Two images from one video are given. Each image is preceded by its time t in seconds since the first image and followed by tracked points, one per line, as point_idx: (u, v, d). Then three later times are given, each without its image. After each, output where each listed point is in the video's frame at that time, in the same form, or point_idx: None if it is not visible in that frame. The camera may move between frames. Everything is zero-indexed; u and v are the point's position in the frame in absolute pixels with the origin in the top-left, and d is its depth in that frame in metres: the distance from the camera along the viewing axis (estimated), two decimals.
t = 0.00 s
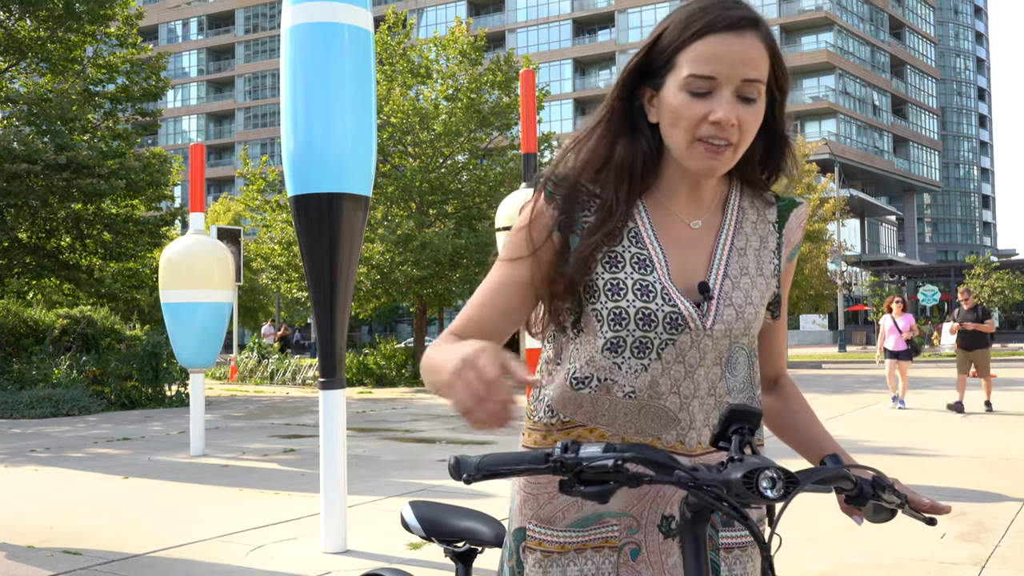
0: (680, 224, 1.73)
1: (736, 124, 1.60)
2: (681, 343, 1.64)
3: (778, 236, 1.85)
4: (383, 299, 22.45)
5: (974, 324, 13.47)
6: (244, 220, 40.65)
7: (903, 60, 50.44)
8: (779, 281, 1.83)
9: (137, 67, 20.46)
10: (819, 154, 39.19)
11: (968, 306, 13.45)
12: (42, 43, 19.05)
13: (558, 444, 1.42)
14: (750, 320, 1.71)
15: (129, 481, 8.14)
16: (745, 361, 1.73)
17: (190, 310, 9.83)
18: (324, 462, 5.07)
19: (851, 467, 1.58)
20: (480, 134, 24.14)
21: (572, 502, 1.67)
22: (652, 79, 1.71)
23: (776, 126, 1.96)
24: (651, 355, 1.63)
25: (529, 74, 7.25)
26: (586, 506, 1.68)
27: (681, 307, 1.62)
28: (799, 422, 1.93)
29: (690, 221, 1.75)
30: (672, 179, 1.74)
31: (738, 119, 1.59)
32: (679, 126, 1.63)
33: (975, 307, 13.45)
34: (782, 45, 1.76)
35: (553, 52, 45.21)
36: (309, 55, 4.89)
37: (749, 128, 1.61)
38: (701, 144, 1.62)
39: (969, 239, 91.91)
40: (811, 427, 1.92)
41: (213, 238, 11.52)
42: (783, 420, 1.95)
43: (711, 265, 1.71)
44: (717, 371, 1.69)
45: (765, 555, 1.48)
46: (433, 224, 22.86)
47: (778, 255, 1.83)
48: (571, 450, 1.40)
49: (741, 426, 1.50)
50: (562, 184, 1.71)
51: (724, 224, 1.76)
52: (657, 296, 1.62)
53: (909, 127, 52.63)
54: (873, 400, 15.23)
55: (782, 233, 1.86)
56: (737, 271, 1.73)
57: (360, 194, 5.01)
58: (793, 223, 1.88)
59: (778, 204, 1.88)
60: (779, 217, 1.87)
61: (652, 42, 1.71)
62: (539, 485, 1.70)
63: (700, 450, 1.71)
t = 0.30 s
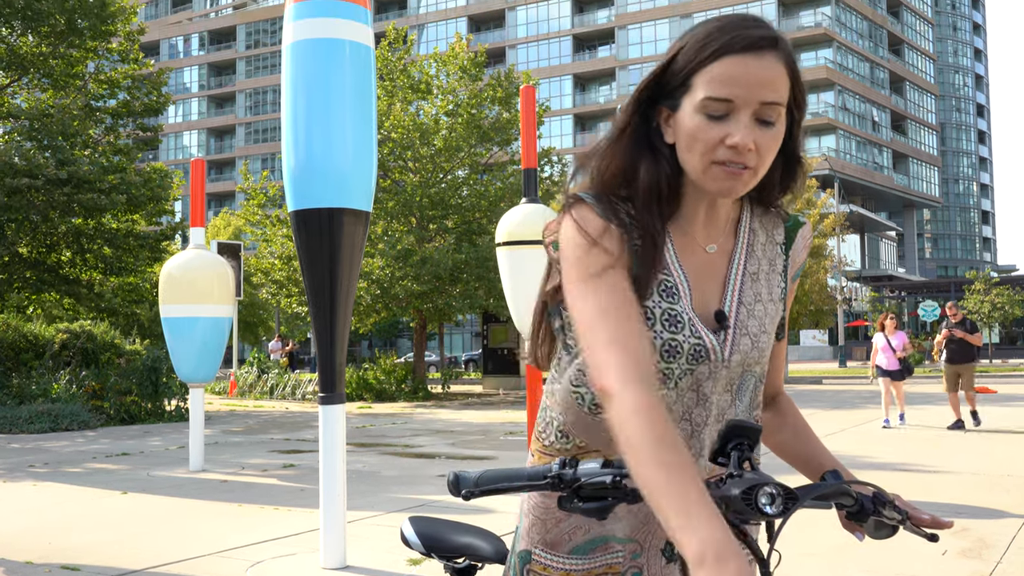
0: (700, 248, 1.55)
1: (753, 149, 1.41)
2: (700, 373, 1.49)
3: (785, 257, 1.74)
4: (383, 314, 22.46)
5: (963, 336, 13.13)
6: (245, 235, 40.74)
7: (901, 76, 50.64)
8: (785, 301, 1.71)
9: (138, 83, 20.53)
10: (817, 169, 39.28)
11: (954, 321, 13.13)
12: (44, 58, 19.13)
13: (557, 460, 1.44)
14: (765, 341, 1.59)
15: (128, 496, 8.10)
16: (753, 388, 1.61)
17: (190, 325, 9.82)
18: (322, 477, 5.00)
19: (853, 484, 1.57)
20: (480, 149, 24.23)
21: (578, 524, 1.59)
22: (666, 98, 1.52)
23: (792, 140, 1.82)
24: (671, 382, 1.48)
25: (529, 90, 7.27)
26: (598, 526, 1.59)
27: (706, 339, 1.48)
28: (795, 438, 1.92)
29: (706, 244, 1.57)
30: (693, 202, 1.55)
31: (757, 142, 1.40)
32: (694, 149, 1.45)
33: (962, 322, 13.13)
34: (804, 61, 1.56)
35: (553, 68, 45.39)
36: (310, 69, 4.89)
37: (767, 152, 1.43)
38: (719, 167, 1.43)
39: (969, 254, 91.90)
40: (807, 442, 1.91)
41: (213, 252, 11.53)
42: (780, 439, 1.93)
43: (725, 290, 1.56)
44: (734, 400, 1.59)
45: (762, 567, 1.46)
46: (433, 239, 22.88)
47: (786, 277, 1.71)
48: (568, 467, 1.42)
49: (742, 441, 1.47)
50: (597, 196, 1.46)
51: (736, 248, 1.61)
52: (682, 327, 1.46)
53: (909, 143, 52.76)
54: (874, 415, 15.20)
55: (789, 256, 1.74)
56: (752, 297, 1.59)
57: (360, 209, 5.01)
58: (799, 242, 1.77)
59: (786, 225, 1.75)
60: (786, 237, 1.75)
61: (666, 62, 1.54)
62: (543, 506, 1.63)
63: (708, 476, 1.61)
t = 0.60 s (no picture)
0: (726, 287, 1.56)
1: (796, 187, 1.41)
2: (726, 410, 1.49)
3: (800, 283, 1.75)
4: (382, 322, 22.46)
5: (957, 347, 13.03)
6: (244, 243, 40.77)
7: (901, 86, 50.74)
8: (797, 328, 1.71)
9: (138, 92, 20.54)
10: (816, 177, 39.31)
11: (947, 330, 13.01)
12: (44, 67, 19.14)
13: (556, 470, 1.43)
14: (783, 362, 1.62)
15: (126, 505, 8.08)
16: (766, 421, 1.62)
17: (190, 333, 9.81)
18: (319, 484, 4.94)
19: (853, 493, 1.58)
20: (480, 157, 24.26)
21: (594, 542, 1.54)
22: (704, 129, 1.49)
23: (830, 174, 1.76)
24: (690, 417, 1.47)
25: (529, 98, 7.27)
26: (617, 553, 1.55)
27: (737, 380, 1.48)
28: (793, 448, 1.90)
29: (731, 278, 1.57)
30: (731, 235, 1.53)
31: (798, 181, 1.40)
32: (735, 187, 1.43)
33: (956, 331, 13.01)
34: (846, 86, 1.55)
35: (553, 76, 45.48)
36: (312, 62, 4.13)
37: (810, 189, 1.43)
38: (758, 207, 1.42)
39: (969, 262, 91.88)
40: (805, 452, 1.90)
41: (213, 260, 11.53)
42: (774, 448, 1.92)
43: (747, 326, 1.57)
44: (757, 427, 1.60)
45: None
46: (433, 247, 22.87)
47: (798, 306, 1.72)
48: (568, 476, 1.42)
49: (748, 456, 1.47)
50: (649, 239, 1.40)
51: (757, 283, 1.61)
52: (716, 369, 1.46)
53: (908, 151, 52.82)
54: (874, 424, 15.16)
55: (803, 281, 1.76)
56: (773, 331, 1.60)
57: (362, 217, 4.26)
58: (811, 263, 1.78)
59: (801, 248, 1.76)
60: (802, 260, 1.76)
61: (702, 89, 1.50)
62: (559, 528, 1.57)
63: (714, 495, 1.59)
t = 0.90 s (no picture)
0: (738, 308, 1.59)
1: (816, 219, 1.42)
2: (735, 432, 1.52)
3: (810, 297, 1.78)
4: (382, 326, 22.46)
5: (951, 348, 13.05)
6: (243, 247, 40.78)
7: (900, 90, 50.80)
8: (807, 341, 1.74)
9: (139, 95, 20.56)
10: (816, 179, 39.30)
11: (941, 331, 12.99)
12: (44, 72, 19.14)
13: (556, 472, 1.44)
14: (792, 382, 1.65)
15: (126, 508, 8.07)
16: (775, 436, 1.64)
17: (190, 337, 9.82)
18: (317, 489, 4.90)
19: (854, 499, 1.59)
20: (480, 161, 24.28)
21: (601, 551, 1.55)
22: (726, 153, 1.50)
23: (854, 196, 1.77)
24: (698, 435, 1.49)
25: (529, 102, 7.28)
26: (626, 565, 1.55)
27: (746, 407, 1.50)
28: (792, 452, 1.91)
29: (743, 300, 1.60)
30: (748, 259, 1.55)
31: (819, 214, 1.41)
32: (753, 214, 1.46)
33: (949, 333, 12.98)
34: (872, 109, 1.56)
35: (553, 81, 45.54)
36: (311, 60, 3.85)
37: (830, 218, 1.45)
38: (777, 235, 1.45)
39: (969, 266, 91.69)
40: (803, 454, 1.91)
41: (212, 264, 11.52)
42: (775, 452, 1.92)
43: (757, 348, 1.60)
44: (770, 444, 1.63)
45: None
46: (433, 251, 22.89)
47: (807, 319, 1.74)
48: (567, 479, 1.42)
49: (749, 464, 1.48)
50: (668, 264, 1.41)
51: (771, 303, 1.63)
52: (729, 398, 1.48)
53: (907, 156, 52.86)
54: (874, 428, 15.15)
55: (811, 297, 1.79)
56: (783, 351, 1.62)
57: (362, 221, 3.97)
58: (823, 276, 1.81)
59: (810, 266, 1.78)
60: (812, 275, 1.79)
61: (727, 110, 1.50)
62: (569, 536, 1.57)
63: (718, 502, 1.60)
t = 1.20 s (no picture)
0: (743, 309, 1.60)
1: (819, 222, 1.44)
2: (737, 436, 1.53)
3: (814, 299, 1.78)
4: (382, 328, 22.47)
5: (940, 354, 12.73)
6: (243, 249, 40.81)
7: (899, 93, 50.83)
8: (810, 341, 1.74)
9: (139, 98, 20.58)
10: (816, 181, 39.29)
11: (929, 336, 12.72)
12: (45, 74, 19.19)
13: (556, 475, 1.45)
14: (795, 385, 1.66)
15: (126, 510, 8.07)
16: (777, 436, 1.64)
17: (189, 339, 9.82)
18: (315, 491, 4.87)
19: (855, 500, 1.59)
20: (480, 163, 24.29)
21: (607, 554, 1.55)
22: (729, 155, 1.51)
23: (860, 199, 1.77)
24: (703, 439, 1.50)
25: (529, 104, 7.28)
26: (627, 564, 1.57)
27: (748, 409, 1.51)
28: (792, 452, 1.92)
29: (747, 303, 1.61)
30: (751, 261, 1.56)
31: (823, 217, 1.43)
32: (756, 216, 1.47)
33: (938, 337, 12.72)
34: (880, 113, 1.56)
35: (553, 83, 45.59)
36: (310, 62, 3.85)
37: (835, 221, 1.46)
38: (779, 237, 1.46)
39: (969, 268, 91.64)
40: (804, 456, 1.92)
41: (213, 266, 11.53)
42: (776, 454, 1.93)
43: (761, 351, 1.60)
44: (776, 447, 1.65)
45: None
46: (433, 253, 22.93)
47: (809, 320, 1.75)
48: (567, 482, 1.43)
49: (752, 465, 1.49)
50: (670, 265, 1.42)
51: (774, 305, 1.64)
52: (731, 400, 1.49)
53: (907, 158, 52.86)
54: (874, 430, 15.14)
55: (816, 298, 1.79)
56: (785, 355, 1.63)
57: (362, 223, 3.97)
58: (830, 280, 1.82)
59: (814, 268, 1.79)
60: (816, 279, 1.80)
61: (732, 112, 1.50)
62: (570, 538, 1.58)
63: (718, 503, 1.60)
